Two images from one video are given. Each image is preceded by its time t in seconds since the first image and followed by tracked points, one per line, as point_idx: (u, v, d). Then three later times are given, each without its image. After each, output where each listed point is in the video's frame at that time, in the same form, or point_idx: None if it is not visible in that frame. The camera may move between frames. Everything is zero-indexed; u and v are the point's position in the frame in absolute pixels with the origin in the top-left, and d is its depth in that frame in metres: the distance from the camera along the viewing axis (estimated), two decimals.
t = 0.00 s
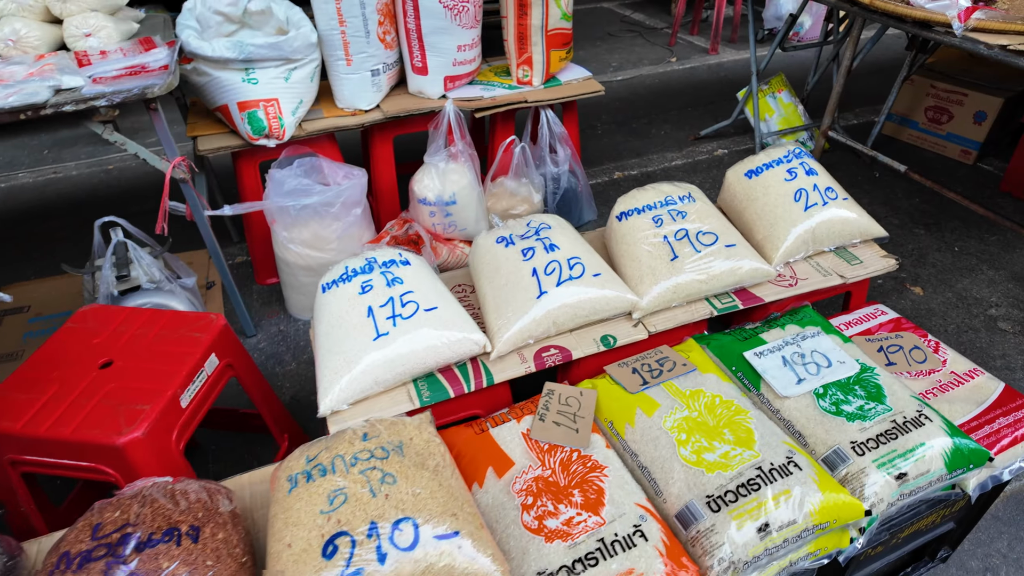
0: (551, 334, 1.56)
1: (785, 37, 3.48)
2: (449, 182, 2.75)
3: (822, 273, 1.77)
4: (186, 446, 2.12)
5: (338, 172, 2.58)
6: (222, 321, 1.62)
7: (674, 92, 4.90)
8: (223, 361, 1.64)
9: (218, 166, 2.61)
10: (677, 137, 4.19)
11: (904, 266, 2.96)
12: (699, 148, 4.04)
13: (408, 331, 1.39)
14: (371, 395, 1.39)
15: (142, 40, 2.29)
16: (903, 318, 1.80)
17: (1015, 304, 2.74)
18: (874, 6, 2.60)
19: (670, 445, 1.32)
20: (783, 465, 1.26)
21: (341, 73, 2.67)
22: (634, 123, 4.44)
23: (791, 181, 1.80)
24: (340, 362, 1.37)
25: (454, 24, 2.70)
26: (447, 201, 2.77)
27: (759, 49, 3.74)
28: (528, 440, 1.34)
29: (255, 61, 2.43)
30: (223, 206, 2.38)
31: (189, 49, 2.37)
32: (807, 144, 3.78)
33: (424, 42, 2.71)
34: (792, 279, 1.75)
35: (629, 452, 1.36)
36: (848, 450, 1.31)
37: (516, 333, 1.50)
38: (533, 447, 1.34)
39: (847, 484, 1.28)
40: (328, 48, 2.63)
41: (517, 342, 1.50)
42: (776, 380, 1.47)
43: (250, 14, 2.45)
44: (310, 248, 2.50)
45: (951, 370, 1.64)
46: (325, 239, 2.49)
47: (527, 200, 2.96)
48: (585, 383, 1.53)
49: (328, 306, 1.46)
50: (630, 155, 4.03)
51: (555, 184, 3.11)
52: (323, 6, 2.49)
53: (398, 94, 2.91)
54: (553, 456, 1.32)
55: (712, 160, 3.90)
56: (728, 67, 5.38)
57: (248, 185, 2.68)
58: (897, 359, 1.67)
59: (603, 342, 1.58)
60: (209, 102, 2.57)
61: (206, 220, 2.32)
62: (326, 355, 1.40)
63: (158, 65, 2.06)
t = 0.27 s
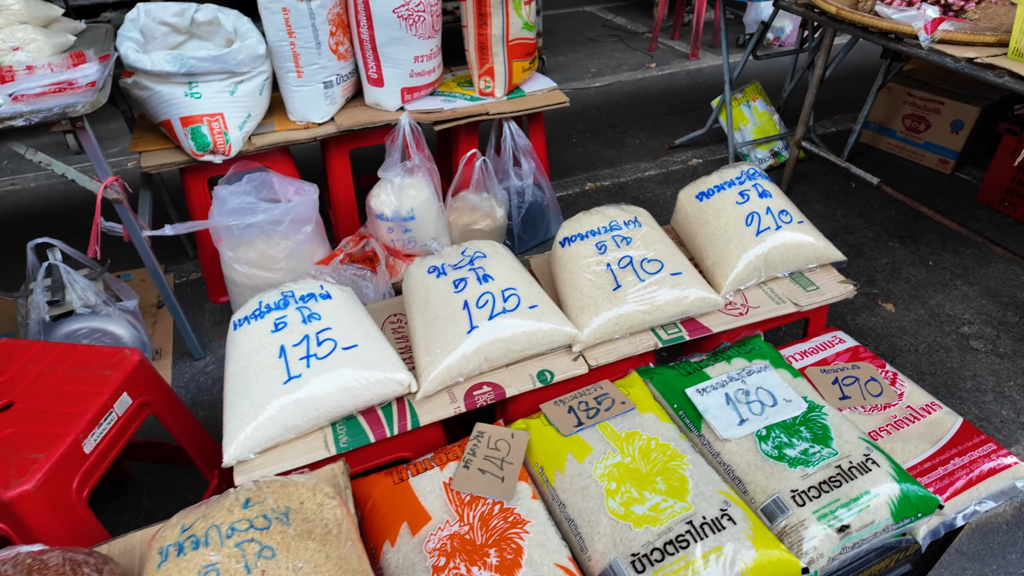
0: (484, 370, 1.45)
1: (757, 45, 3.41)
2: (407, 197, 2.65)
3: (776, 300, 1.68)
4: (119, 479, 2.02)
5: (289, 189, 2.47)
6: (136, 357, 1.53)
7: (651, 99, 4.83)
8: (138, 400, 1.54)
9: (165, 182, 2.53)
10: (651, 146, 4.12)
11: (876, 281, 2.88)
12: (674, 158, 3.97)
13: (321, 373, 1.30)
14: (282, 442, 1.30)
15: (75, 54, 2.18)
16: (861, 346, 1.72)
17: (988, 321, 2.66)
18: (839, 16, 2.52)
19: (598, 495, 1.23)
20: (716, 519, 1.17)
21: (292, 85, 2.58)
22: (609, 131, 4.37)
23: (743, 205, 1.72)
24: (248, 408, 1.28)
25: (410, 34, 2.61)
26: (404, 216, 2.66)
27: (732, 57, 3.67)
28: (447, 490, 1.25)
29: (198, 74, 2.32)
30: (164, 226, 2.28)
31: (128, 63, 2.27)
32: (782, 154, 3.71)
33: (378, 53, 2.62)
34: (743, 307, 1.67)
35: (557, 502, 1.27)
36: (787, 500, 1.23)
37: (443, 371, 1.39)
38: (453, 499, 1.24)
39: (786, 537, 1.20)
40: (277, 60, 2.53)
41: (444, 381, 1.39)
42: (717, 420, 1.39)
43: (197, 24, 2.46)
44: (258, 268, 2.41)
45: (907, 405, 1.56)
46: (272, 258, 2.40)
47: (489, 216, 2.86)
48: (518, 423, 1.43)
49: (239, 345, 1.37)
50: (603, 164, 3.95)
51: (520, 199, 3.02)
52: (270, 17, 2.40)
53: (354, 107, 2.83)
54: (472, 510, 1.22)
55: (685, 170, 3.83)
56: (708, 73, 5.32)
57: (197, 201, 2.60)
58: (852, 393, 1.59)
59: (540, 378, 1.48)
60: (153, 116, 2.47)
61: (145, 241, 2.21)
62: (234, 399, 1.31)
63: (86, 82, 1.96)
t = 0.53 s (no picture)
0: (403, 397, 1.40)
1: (719, 53, 3.39)
2: (359, 209, 2.58)
3: (710, 318, 1.66)
4: (50, 503, 1.97)
5: (235, 201, 2.42)
6: (45, 385, 1.48)
7: (623, 106, 4.82)
8: (49, 428, 1.50)
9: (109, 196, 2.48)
10: (619, 154, 4.10)
11: (836, 290, 2.86)
12: (641, 165, 3.95)
13: (225, 404, 1.26)
14: (185, 475, 1.26)
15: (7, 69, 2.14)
16: (799, 365, 1.69)
17: (945, 331, 2.64)
18: (791, 26, 2.49)
19: (508, 530, 1.19)
20: (625, 553, 1.14)
21: (239, 97, 2.53)
22: (578, 138, 4.34)
23: (678, 223, 1.71)
24: (147, 441, 1.23)
25: (360, 44, 2.57)
26: (357, 228, 2.59)
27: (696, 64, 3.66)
28: (353, 526, 1.21)
29: (137, 86, 2.28)
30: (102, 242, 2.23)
31: (65, 75, 2.23)
32: (748, 161, 3.70)
33: (327, 63, 2.58)
34: (677, 326, 1.64)
35: (468, 535, 1.23)
36: (703, 531, 1.20)
37: (358, 399, 1.34)
38: (357, 535, 1.20)
39: (699, 571, 1.17)
40: (223, 71, 2.48)
41: (359, 409, 1.35)
42: (639, 447, 1.35)
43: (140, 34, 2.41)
44: (202, 284, 2.36)
45: (841, 427, 1.53)
46: (216, 273, 2.36)
47: (446, 228, 2.79)
48: (438, 452, 1.38)
49: (143, 375, 1.32)
50: (570, 172, 3.93)
51: (478, 209, 2.97)
52: (213, 27, 2.35)
53: (305, 117, 2.78)
54: (377, 546, 1.18)
55: (652, 177, 3.82)
56: (681, 78, 5.31)
57: (143, 216, 2.55)
58: (786, 414, 1.56)
59: (465, 404, 1.42)
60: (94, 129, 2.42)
61: (80, 258, 2.16)
62: (135, 431, 1.26)
63: (13, 96, 1.91)
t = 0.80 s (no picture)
0: (280, 424, 1.36)
1: (657, 58, 3.37)
2: (283, 221, 2.53)
3: (609, 332, 1.63)
4: None
5: (152, 216, 2.37)
6: None
7: (575, 110, 4.80)
8: None
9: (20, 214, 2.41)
10: (567, 159, 4.08)
11: (771, 294, 2.85)
12: (588, 170, 3.93)
13: (80, 439, 1.21)
14: (39, 514, 1.21)
15: None
16: (700, 377, 1.68)
17: (876, 334, 2.64)
18: (712, 32, 2.45)
19: (371, 562, 1.15)
20: None
21: (154, 109, 2.47)
22: (527, 143, 4.32)
23: (577, 236, 1.70)
24: None
25: (279, 53, 2.51)
26: (281, 241, 2.55)
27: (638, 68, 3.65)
28: (211, 562, 1.17)
29: (42, 100, 2.20)
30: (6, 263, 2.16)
31: None
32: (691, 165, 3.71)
33: (247, 73, 2.52)
34: (576, 341, 1.62)
35: (334, 568, 1.17)
36: (572, 556, 1.17)
37: (227, 429, 1.30)
38: (216, 571, 1.16)
39: None
40: (137, 82, 2.42)
41: (229, 439, 1.30)
42: (519, 468, 1.32)
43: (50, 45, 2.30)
44: (115, 302, 2.30)
45: (736, 440, 1.51)
46: (129, 291, 2.30)
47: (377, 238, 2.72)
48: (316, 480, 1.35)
49: None
50: (517, 178, 3.90)
51: (412, 218, 2.90)
52: (123, 39, 2.28)
53: (228, 129, 2.73)
54: None
55: (598, 182, 3.80)
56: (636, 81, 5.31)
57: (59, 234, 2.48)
58: (681, 428, 1.55)
59: (346, 430, 1.38)
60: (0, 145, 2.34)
61: None
62: None
63: None
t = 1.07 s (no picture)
0: (185, 447, 1.34)
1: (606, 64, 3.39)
2: (223, 234, 2.51)
3: (532, 344, 1.63)
4: None
5: (86, 231, 2.33)
6: None
7: (537, 114, 4.81)
8: None
9: None
10: (526, 164, 4.08)
11: (718, 298, 2.87)
12: (545, 175, 3.94)
13: None
14: None
15: None
16: (624, 387, 1.69)
17: (819, 335, 2.67)
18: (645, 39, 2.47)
19: None
20: None
21: (88, 122, 2.42)
22: (487, 149, 4.32)
23: (498, 248, 1.71)
24: None
25: (215, 64, 2.48)
26: (222, 254, 2.52)
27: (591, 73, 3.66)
28: None
29: None
30: None
31: None
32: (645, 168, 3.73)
33: (183, 84, 2.49)
34: (498, 354, 1.61)
35: None
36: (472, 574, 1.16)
37: (128, 453, 1.27)
38: None
39: None
40: (68, 95, 2.37)
41: (131, 464, 1.28)
42: (427, 486, 1.31)
43: None
44: (47, 320, 2.26)
45: (653, 450, 1.52)
46: (62, 308, 2.26)
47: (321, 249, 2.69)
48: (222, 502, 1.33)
49: None
50: (474, 184, 3.89)
51: (359, 229, 2.90)
52: (51, 52, 2.24)
53: (168, 140, 2.69)
54: None
55: (555, 187, 3.80)
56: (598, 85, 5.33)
57: None
58: (601, 438, 1.55)
59: (255, 451, 1.36)
60: None
61: None
62: None
63: None
